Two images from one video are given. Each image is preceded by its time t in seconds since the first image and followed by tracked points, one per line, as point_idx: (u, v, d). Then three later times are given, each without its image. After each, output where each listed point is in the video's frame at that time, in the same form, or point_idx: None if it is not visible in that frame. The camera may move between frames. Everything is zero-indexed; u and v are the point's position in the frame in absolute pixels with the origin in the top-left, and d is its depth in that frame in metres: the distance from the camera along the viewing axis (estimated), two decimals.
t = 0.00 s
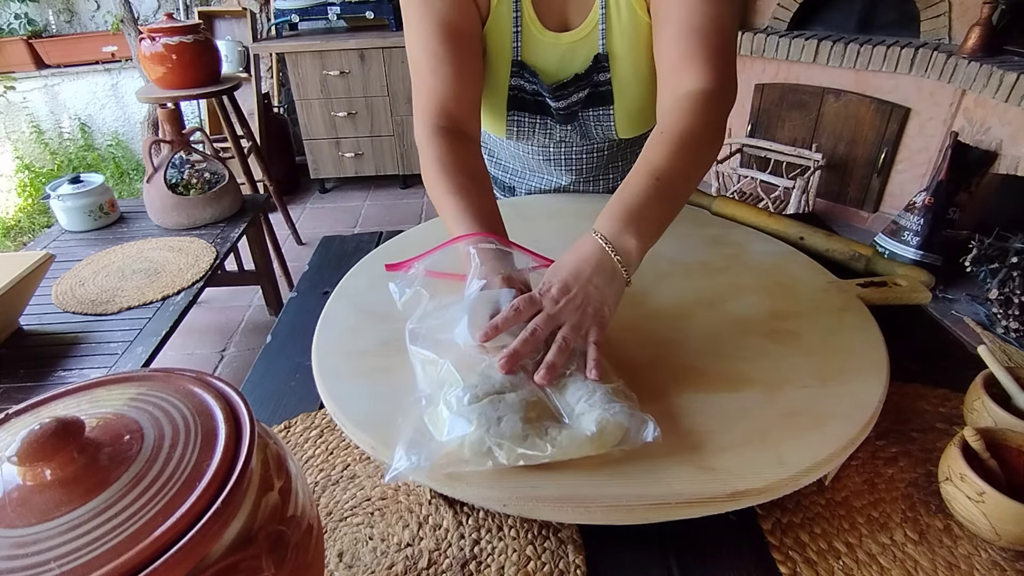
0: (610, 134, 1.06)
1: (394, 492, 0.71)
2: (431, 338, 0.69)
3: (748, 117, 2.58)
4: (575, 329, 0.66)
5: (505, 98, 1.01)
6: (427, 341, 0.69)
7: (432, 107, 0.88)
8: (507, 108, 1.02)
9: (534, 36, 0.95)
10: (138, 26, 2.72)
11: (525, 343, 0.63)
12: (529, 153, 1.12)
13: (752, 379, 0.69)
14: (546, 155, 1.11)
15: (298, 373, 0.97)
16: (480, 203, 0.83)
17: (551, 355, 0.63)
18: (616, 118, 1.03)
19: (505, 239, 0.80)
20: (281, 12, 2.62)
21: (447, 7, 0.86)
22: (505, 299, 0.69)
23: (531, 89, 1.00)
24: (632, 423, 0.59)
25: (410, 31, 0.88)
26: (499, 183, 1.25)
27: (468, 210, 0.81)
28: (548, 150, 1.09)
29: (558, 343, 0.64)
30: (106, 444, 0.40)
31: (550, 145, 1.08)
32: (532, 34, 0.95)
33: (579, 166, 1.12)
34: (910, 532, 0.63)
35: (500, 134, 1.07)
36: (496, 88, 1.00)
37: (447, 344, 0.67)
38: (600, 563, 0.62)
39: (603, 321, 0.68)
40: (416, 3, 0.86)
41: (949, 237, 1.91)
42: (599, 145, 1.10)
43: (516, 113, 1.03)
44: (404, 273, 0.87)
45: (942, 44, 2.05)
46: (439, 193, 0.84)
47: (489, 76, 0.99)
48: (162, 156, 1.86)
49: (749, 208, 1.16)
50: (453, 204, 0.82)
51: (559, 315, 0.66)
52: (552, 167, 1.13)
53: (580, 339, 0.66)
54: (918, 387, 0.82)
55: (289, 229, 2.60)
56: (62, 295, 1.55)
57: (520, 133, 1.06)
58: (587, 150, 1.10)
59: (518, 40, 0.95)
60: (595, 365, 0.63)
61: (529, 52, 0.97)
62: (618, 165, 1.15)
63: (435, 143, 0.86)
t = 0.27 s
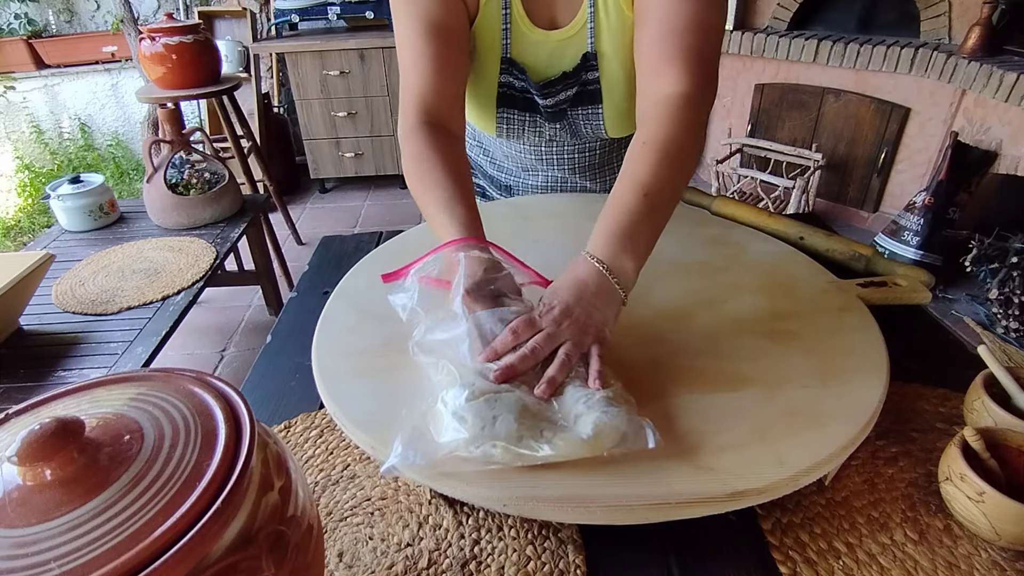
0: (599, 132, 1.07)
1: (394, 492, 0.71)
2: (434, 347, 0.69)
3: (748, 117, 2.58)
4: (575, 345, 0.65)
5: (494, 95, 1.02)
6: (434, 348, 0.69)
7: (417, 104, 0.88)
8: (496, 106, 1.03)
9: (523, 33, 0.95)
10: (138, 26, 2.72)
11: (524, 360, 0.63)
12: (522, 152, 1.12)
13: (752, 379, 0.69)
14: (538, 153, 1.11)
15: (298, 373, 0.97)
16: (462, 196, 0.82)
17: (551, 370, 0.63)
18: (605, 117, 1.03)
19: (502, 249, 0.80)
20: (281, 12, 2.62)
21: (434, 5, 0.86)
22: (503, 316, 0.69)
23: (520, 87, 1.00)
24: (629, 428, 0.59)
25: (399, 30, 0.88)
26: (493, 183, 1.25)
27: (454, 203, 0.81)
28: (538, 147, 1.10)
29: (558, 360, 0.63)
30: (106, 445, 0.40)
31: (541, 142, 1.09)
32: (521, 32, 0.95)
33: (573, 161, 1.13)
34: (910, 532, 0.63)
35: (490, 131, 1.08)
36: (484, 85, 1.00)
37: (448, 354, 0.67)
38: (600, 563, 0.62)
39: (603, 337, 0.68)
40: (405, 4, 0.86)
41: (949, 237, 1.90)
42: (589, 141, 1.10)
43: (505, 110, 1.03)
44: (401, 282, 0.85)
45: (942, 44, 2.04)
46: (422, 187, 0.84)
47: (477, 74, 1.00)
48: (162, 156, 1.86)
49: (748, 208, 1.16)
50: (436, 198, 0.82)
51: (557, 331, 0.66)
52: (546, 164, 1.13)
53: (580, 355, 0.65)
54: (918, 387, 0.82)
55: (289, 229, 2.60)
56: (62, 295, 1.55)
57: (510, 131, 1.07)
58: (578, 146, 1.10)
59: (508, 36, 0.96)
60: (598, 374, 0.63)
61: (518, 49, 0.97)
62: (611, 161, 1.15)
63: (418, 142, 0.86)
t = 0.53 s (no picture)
0: (590, 129, 1.08)
1: (393, 492, 0.71)
2: (435, 345, 0.70)
3: (748, 117, 2.58)
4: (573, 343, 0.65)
5: (485, 90, 1.01)
6: (437, 348, 0.70)
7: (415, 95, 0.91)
8: (487, 100, 1.03)
9: (516, 26, 0.95)
10: (138, 26, 2.72)
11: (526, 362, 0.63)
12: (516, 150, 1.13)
13: (752, 379, 0.69)
14: (532, 151, 1.12)
15: (298, 373, 0.97)
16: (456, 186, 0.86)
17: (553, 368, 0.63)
18: (596, 114, 1.03)
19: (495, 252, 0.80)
20: (281, 12, 2.62)
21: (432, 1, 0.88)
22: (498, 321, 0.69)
23: (511, 81, 1.00)
24: (629, 424, 0.60)
25: (396, 26, 0.90)
26: (488, 182, 1.26)
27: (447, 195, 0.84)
28: (531, 143, 1.10)
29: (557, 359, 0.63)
30: (106, 445, 0.40)
31: (533, 138, 1.09)
32: (513, 25, 0.95)
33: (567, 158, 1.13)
34: (910, 532, 0.63)
35: (482, 127, 1.08)
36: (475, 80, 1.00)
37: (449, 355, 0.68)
38: (600, 563, 0.62)
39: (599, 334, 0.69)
40: None
41: (949, 237, 1.90)
42: (582, 138, 1.11)
43: (496, 105, 1.04)
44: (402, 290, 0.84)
45: (942, 44, 2.04)
46: (417, 175, 0.88)
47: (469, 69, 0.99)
48: (162, 156, 1.86)
49: (748, 208, 1.16)
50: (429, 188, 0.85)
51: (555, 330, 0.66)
52: (540, 161, 1.14)
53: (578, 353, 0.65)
54: (918, 387, 0.82)
55: (289, 229, 2.60)
56: (62, 295, 1.55)
57: (502, 126, 1.07)
58: (570, 142, 1.11)
59: (500, 29, 0.95)
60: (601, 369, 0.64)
61: (510, 43, 0.97)
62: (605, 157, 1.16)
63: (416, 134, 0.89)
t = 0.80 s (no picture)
0: (580, 126, 1.07)
1: (394, 492, 0.71)
2: (429, 348, 0.70)
3: (748, 117, 2.58)
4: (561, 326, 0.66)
5: (474, 84, 1.02)
6: (430, 349, 0.70)
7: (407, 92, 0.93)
8: (477, 95, 1.03)
9: (505, 22, 0.95)
10: (138, 26, 2.72)
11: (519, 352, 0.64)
12: (508, 146, 1.12)
13: (753, 379, 0.69)
14: (522, 147, 1.12)
15: (298, 373, 0.97)
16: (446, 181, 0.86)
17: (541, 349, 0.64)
18: (585, 111, 1.03)
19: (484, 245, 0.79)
20: (281, 12, 2.62)
21: None
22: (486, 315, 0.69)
23: (500, 76, 0.99)
24: (627, 419, 0.61)
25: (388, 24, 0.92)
26: (482, 180, 1.25)
27: (436, 188, 0.84)
28: (522, 139, 1.09)
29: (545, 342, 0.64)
30: (106, 445, 0.40)
31: (524, 134, 1.08)
32: (503, 21, 0.95)
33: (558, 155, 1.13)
34: (910, 532, 0.62)
35: (473, 123, 1.08)
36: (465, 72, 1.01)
37: (443, 356, 0.68)
38: (600, 563, 0.62)
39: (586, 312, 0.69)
40: None
41: (948, 237, 1.89)
42: (572, 134, 1.10)
43: (485, 100, 1.03)
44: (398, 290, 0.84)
45: (942, 44, 2.04)
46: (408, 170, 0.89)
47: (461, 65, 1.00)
48: (162, 156, 1.86)
49: (748, 208, 1.16)
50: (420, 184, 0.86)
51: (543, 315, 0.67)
52: (532, 158, 1.14)
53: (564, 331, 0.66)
54: (918, 387, 0.82)
55: (289, 229, 2.60)
56: (62, 295, 1.55)
57: (492, 121, 1.07)
58: (562, 139, 1.10)
59: (489, 26, 0.95)
60: (586, 349, 0.65)
61: (500, 39, 0.97)
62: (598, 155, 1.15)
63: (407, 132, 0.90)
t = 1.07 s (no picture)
0: (574, 129, 1.07)
1: (394, 492, 0.71)
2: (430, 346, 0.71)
3: (748, 117, 2.58)
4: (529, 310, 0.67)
5: (468, 88, 1.02)
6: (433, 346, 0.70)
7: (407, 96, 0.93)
8: (471, 99, 1.03)
9: (497, 27, 0.95)
10: (138, 26, 2.72)
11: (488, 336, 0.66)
12: (504, 147, 1.13)
13: (753, 379, 0.69)
14: (518, 148, 1.12)
15: (298, 373, 0.97)
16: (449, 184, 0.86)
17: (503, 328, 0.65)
18: (578, 114, 1.03)
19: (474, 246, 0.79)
20: (281, 12, 2.62)
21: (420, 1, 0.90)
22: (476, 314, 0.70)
23: (493, 81, 1.00)
24: (623, 415, 0.61)
25: (384, 27, 0.92)
26: (479, 180, 1.26)
27: (439, 188, 0.85)
28: (517, 140, 1.10)
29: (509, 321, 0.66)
30: (106, 445, 0.40)
31: (518, 137, 1.09)
32: (495, 26, 0.95)
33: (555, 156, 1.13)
34: (910, 532, 0.62)
35: (467, 126, 1.09)
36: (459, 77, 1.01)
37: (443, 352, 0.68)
38: (601, 563, 0.62)
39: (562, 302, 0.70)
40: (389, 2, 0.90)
41: (949, 237, 1.90)
42: (567, 136, 1.10)
43: (479, 103, 1.03)
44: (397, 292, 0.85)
45: (942, 44, 2.04)
46: (411, 173, 0.89)
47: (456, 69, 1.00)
48: (162, 156, 1.85)
49: (749, 208, 1.16)
50: (423, 187, 0.86)
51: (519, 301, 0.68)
52: (527, 159, 1.14)
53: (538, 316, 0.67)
54: (918, 387, 0.81)
55: (289, 229, 2.60)
56: (62, 295, 1.55)
57: (486, 125, 1.07)
58: (557, 141, 1.10)
59: (481, 31, 0.95)
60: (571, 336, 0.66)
61: (493, 44, 0.97)
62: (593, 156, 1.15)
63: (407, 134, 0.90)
